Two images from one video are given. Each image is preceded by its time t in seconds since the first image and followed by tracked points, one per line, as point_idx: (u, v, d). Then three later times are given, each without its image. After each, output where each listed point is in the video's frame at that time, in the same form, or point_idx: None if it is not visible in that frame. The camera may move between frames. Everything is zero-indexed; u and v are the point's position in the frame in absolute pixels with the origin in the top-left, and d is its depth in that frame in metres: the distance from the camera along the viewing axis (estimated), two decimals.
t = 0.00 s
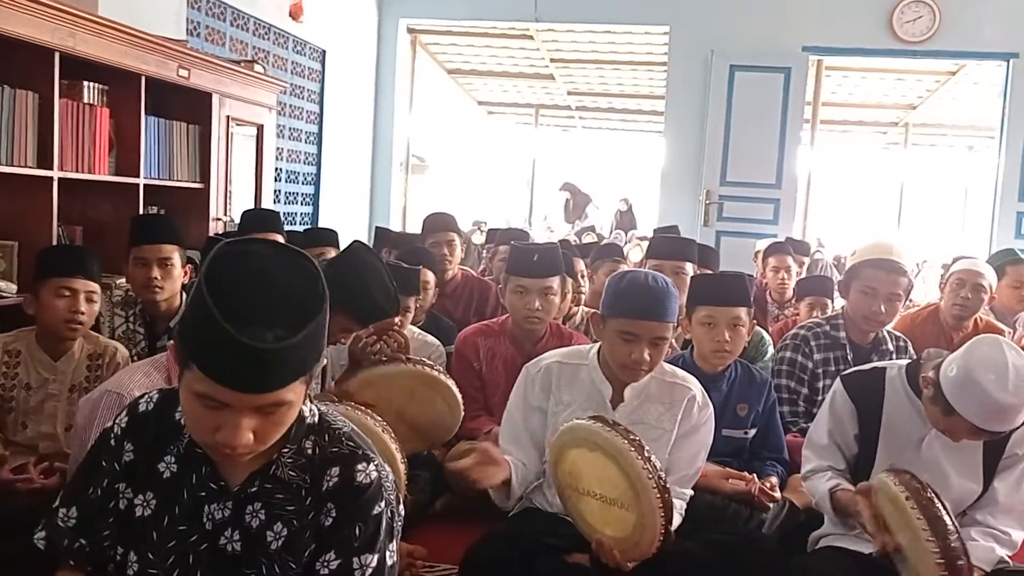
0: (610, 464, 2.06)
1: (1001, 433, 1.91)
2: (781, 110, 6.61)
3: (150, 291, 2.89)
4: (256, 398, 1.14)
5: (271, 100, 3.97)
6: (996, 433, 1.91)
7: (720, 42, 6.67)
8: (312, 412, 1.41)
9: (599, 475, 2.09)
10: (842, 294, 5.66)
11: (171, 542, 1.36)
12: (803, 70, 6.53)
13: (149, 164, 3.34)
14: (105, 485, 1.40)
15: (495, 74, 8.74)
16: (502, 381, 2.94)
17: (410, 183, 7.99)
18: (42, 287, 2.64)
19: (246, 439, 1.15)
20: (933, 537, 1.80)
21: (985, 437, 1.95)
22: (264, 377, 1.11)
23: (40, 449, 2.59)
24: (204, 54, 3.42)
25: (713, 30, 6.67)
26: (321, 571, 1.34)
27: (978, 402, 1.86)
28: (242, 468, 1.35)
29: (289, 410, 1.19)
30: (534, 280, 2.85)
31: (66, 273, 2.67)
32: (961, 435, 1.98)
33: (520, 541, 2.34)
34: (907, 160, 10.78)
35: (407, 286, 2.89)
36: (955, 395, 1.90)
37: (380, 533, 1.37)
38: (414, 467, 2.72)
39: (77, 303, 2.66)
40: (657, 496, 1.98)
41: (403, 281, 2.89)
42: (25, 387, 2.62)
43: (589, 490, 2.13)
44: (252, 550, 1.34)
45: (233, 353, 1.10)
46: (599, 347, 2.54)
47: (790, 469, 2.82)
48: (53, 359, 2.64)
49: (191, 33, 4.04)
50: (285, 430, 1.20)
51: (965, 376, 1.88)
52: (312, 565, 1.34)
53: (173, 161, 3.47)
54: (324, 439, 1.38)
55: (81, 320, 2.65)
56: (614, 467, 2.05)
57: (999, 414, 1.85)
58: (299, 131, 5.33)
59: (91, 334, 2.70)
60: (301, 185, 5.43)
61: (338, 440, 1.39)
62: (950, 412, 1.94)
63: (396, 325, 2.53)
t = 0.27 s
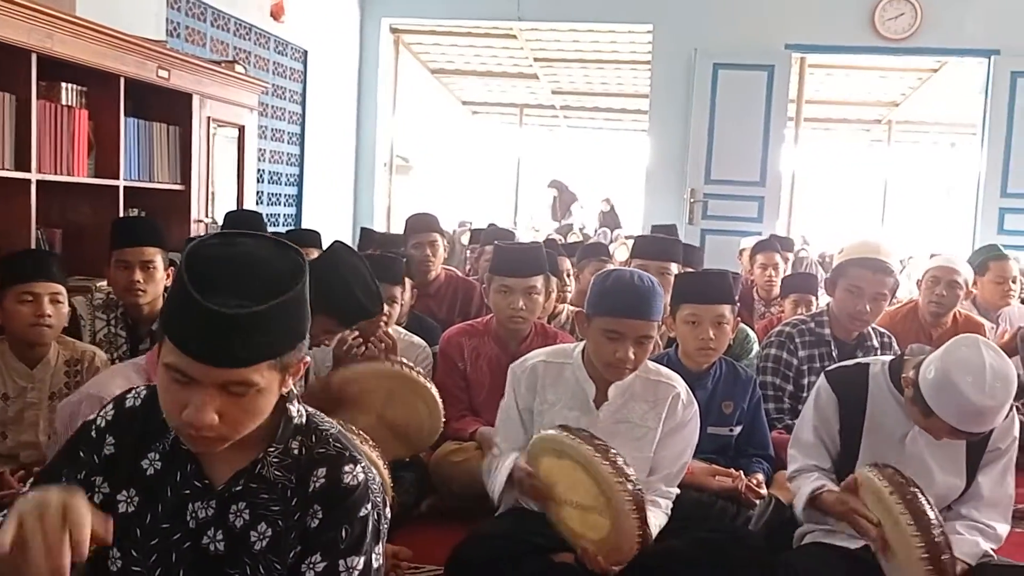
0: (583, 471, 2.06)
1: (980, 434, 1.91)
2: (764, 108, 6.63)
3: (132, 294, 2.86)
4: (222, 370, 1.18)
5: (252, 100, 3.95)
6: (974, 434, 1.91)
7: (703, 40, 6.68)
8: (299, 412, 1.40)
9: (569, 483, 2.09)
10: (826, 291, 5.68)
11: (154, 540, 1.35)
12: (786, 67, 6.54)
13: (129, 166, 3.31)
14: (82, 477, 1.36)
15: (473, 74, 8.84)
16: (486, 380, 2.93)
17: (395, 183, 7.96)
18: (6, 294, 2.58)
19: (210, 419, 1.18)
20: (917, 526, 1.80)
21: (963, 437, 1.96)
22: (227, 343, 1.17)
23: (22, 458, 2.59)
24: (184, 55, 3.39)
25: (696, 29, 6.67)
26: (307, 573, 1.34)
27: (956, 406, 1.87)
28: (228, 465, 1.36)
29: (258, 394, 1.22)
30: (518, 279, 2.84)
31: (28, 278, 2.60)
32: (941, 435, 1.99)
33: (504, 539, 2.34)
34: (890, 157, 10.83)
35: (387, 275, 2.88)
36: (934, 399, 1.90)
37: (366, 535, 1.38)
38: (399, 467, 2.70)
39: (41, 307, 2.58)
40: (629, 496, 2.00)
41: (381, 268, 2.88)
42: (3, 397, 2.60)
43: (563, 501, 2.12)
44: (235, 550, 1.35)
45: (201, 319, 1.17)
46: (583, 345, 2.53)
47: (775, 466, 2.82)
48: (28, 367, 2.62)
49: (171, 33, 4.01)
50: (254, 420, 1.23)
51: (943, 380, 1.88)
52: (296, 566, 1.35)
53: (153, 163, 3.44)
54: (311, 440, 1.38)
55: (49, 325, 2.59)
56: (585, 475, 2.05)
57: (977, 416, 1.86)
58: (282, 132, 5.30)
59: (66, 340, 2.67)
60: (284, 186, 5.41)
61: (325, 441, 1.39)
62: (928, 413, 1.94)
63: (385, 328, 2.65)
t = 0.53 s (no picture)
0: (588, 456, 2.06)
1: (964, 430, 1.92)
2: (748, 106, 6.64)
3: (112, 296, 2.84)
4: (202, 348, 1.22)
5: (234, 101, 3.93)
6: (959, 432, 1.93)
7: (686, 39, 6.70)
8: (286, 413, 1.39)
9: (574, 466, 2.09)
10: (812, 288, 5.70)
11: (138, 544, 1.33)
12: (770, 65, 6.57)
13: (110, 167, 3.29)
14: (67, 485, 1.36)
15: (457, 74, 8.88)
16: (473, 381, 2.92)
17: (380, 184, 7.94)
18: None
19: (188, 396, 1.21)
20: (917, 529, 1.79)
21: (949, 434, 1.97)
22: (206, 317, 1.22)
23: None
24: (165, 55, 3.37)
25: (680, 28, 6.69)
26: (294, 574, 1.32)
27: (940, 406, 1.88)
28: (215, 465, 1.35)
29: (238, 377, 1.25)
30: (502, 279, 2.84)
31: (6, 281, 2.57)
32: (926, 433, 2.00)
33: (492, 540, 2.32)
34: (874, 155, 10.89)
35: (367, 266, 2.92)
36: (917, 398, 1.91)
37: (354, 536, 1.36)
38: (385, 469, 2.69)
39: (17, 311, 2.57)
40: (631, 486, 1.99)
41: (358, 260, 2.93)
42: None
43: (564, 481, 2.12)
44: (221, 552, 1.33)
45: (182, 295, 1.23)
46: (571, 344, 2.52)
47: (762, 463, 2.82)
48: (6, 370, 2.58)
49: (152, 34, 3.99)
50: (234, 405, 1.25)
51: (927, 379, 1.89)
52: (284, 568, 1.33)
53: (135, 165, 3.42)
54: (298, 440, 1.37)
55: (25, 329, 2.57)
56: (591, 460, 2.05)
57: (960, 415, 1.87)
58: (266, 133, 5.28)
59: (45, 343, 2.65)
60: (268, 187, 5.38)
61: (312, 441, 1.37)
62: (912, 410, 1.96)
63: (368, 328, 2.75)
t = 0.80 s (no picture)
0: (569, 463, 2.05)
1: (946, 416, 1.92)
2: (732, 104, 6.66)
3: (91, 296, 2.81)
4: (174, 333, 1.23)
5: (216, 99, 3.91)
6: (941, 417, 1.93)
7: (670, 37, 6.71)
8: (266, 411, 1.37)
9: (554, 472, 2.09)
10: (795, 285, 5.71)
11: (116, 540, 1.32)
12: (754, 63, 6.59)
13: (90, 166, 3.26)
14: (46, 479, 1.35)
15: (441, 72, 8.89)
16: (457, 379, 2.90)
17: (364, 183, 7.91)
18: None
19: (163, 379, 1.21)
20: (907, 528, 1.79)
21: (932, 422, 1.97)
22: (184, 298, 1.23)
23: None
24: (146, 53, 3.35)
25: (664, 26, 6.70)
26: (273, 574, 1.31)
27: (920, 389, 1.88)
28: (196, 461, 1.34)
29: (213, 363, 1.24)
30: (486, 277, 2.84)
31: None
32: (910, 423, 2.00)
33: (477, 538, 2.31)
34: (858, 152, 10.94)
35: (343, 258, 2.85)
36: (897, 383, 1.92)
37: (334, 535, 1.35)
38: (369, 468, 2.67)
39: None
40: (610, 494, 1.98)
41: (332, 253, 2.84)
42: None
43: (547, 489, 2.13)
44: (200, 550, 1.31)
45: (161, 276, 1.24)
46: (557, 342, 2.51)
47: (746, 459, 2.82)
48: None
49: (133, 32, 3.96)
50: (209, 392, 1.24)
51: (906, 363, 1.90)
52: (263, 567, 1.31)
53: (116, 163, 3.39)
54: (278, 438, 1.35)
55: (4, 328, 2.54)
56: (571, 467, 2.05)
57: (941, 398, 1.87)
58: (248, 132, 5.25)
59: (25, 343, 2.62)
60: (251, 186, 5.35)
61: (292, 440, 1.36)
62: (892, 397, 1.96)
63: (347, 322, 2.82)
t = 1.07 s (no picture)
0: (554, 471, 2.06)
1: (917, 403, 1.93)
2: (707, 102, 6.69)
3: (58, 293, 2.77)
4: (137, 324, 1.21)
5: (188, 95, 3.87)
6: (912, 404, 1.93)
7: (646, 35, 6.73)
8: (236, 408, 1.36)
9: (538, 481, 2.11)
10: (769, 283, 5.75)
11: (82, 542, 1.29)
12: (729, 61, 6.63)
13: (59, 161, 3.21)
14: (11, 483, 1.32)
15: (417, 70, 8.86)
16: (432, 376, 2.89)
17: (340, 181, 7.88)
18: None
19: (125, 373, 1.19)
20: (875, 519, 1.83)
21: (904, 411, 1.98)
22: (147, 288, 1.22)
23: None
24: (116, 47, 3.31)
25: (640, 24, 6.72)
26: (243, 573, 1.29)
27: (890, 373, 1.90)
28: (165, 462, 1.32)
29: (177, 356, 1.23)
30: (461, 273, 2.82)
31: None
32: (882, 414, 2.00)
33: (450, 536, 2.31)
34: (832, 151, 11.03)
35: (308, 253, 2.83)
36: (867, 369, 1.94)
37: (306, 533, 1.33)
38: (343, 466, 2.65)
39: None
40: (597, 505, 2.00)
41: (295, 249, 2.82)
42: None
43: (528, 496, 2.14)
44: (169, 551, 1.29)
45: (125, 265, 1.23)
46: (532, 341, 2.49)
47: (720, 455, 2.83)
48: None
49: (102, 26, 3.92)
50: (174, 385, 1.22)
51: (875, 349, 1.92)
52: (233, 567, 1.29)
53: (85, 159, 3.34)
54: (248, 436, 1.34)
55: None
56: (556, 476, 2.06)
57: (911, 383, 1.89)
58: (222, 128, 5.21)
59: None
60: (225, 183, 5.31)
61: (263, 437, 1.34)
62: (863, 386, 1.98)
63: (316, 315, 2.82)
